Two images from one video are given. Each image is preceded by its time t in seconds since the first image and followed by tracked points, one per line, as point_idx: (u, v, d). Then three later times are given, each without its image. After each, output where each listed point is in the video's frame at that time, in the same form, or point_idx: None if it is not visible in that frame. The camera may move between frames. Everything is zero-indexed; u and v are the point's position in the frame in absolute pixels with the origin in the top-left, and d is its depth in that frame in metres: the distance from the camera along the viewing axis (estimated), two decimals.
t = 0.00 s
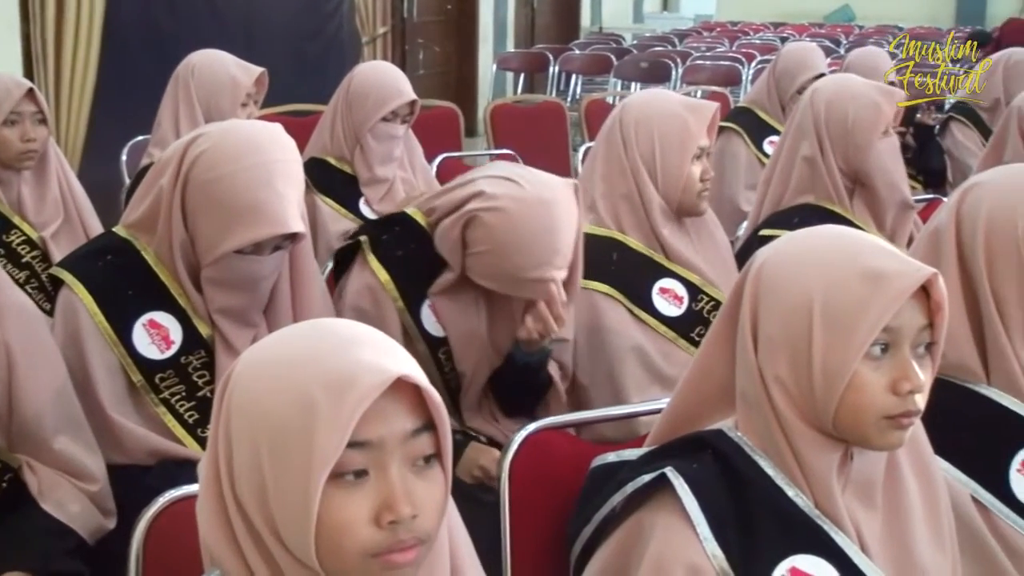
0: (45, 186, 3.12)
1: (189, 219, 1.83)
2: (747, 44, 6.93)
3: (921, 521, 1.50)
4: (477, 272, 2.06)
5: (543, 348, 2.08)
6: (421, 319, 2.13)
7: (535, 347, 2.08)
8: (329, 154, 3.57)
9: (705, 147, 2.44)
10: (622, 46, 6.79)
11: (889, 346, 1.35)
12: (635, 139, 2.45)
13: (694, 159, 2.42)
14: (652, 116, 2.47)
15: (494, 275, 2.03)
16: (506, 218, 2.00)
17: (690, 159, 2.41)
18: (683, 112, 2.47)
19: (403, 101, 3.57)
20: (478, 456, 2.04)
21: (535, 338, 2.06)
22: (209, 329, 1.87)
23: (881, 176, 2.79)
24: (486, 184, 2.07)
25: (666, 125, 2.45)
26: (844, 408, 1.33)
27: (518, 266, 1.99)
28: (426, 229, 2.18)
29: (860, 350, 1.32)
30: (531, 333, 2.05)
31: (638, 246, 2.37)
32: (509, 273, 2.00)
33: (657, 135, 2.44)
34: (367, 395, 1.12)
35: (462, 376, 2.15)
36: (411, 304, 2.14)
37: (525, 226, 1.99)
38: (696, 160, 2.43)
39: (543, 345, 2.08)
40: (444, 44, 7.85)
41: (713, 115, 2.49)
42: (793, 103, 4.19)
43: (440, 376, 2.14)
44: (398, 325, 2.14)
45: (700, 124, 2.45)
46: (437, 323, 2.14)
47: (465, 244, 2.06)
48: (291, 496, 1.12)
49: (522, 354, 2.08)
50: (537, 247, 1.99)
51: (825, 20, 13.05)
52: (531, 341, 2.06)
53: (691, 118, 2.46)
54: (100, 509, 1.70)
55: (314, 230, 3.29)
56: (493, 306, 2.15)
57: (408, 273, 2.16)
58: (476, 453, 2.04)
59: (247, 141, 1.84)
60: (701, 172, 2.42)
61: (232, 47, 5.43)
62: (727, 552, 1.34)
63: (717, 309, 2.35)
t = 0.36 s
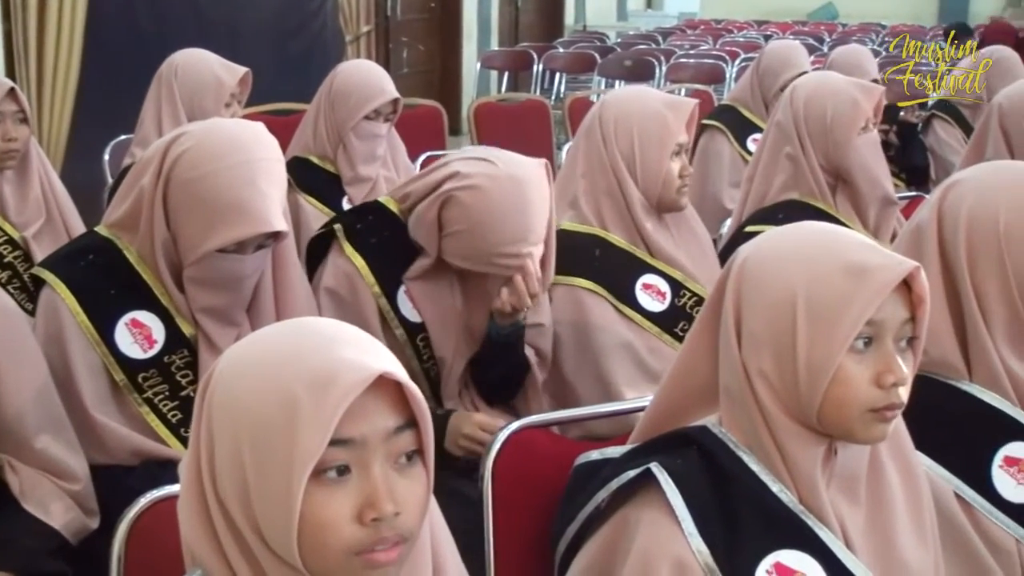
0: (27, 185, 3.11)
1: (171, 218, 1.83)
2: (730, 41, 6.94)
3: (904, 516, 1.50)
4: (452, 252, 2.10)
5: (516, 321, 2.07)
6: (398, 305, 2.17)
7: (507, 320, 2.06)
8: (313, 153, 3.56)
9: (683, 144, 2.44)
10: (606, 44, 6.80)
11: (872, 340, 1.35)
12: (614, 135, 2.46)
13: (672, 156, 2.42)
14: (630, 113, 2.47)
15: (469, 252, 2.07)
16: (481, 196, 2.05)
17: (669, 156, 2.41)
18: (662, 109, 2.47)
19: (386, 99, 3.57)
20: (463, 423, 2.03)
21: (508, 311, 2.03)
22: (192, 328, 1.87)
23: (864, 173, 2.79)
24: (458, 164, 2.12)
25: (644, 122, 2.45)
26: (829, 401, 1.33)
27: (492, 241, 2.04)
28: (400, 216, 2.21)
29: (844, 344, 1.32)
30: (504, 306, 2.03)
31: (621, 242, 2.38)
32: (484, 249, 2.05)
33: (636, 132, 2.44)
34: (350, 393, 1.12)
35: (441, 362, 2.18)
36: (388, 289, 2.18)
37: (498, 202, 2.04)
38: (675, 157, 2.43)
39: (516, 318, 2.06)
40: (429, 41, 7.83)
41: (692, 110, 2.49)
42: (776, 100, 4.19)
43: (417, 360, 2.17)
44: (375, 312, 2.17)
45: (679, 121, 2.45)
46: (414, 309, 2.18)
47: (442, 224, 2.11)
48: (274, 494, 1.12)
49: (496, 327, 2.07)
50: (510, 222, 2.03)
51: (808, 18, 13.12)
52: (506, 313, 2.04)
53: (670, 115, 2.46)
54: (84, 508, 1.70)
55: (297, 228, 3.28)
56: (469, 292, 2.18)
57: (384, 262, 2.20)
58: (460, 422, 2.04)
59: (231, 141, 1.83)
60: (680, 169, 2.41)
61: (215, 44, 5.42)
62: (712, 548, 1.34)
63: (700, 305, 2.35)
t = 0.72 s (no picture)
0: (15, 185, 3.11)
1: (159, 218, 1.82)
2: (720, 40, 6.94)
3: (891, 513, 1.50)
4: (445, 244, 2.11)
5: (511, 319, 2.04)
6: (390, 305, 2.16)
7: (503, 317, 2.03)
8: (302, 152, 3.56)
9: (672, 139, 2.46)
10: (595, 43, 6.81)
11: (857, 331, 1.35)
12: (603, 132, 2.47)
13: (661, 153, 2.44)
14: (619, 110, 2.48)
15: (462, 243, 2.08)
16: (473, 184, 2.06)
17: (658, 153, 2.43)
18: (651, 105, 2.48)
19: (375, 98, 3.57)
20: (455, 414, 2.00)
21: (508, 308, 1.99)
22: (180, 328, 1.86)
23: (852, 170, 2.80)
24: (446, 156, 2.14)
25: (633, 118, 2.46)
26: (815, 394, 1.33)
27: (486, 229, 2.04)
28: (389, 214, 2.21)
29: (830, 337, 1.32)
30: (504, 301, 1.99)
31: (616, 241, 2.38)
32: (478, 238, 2.05)
33: (625, 129, 2.45)
34: (337, 389, 1.12)
35: (432, 362, 2.17)
36: (380, 290, 2.17)
37: (491, 189, 2.06)
38: (664, 153, 2.45)
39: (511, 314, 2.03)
40: (419, 41, 7.82)
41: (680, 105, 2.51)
42: (765, 98, 4.20)
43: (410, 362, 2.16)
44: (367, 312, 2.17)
45: (667, 116, 2.47)
46: (406, 310, 2.17)
47: (433, 218, 2.11)
48: (261, 492, 1.12)
49: (494, 329, 2.05)
50: (503, 210, 2.05)
51: (797, 16, 13.18)
52: (503, 311, 2.00)
53: (658, 111, 2.47)
54: (73, 507, 1.69)
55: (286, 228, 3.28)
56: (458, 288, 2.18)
57: (374, 261, 2.20)
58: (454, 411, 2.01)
59: (218, 141, 1.83)
60: (669, 165, 2.43)
61: (204, 43, 5.41)
62: (696, 544, 1.34)
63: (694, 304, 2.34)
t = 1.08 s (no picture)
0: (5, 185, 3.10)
1: (148, 217, 1.82)
2: (710, 37, 6.95)
3: (877, 509, 1.50)
4: (432, 248, 2.12)
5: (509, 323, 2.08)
6: (378, 302, 2.18)
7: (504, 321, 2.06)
8: (293, 151, 3.55)
9: (656, 137, 2.45)
10: (587, 40, 6.81)
11: (842, 322, 1.36)
12: (587, 130, 2.47)
13: (645, 151, 2.43)
14: (603, 109, 2.48)
15: (447, 247, 2.09)
16: (455, 188, 2.07)
17: (641, 151, 2.42)
18: (636, 103, 2.48)
19: (366, 96, 3.57)
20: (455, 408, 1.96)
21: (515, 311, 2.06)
22: (170, 327, 1.87)
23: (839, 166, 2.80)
24: (430, 160, 2.14)
25: (617, 117, 2.46)
26: (804, 390, 1.33)
27: (469, 233, 2.05)
28: (378, 213, 2.22)
29: (817, 331, 1.32)
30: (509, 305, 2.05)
31: (608, 239, 2.37)
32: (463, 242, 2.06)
33: (608, 128, 2.45)
34: (325, 384, 1.12)
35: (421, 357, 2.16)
36: (368, 286, 2.19)
37: (473, 194, 2.06)
38: (649, 152, 2.44)
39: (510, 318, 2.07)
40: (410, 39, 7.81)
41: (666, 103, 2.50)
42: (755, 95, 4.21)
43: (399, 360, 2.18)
44: (354, 308, 2.18)
45: (650, 115, 2.46)
46: (393, 306, 2.19)
47: (418, 221, 2.12)
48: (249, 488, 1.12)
49: (496, 333, 2.04)
50: (486, 213, 2.05)
51: (788, 13, 13.21)
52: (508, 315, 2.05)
53: (642, 109, 2.47)
54: (64, 506, 1.69)
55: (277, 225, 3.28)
56: (442, 288, 2.16)
57: (363, 257, 2.21)
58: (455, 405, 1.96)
59: (207, 140, 1.83)
60: (654, 163, 2.43)
61: (194, 41, 5.40)
62: (681, 540, 1.34)
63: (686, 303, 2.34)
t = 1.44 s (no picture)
0: None
1: (137, 213, 1.83)
2: (701, 32, 6.95)
3: (864, 504, 1.50)
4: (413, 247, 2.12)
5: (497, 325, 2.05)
6: (370, 292, 2.18)
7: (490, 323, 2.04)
8: (283, 148, 3.55)
9: (643, 132, 2.45)
10: (578, 37, 6.82)
11: (827, 317, 1.36)
12: (575, 125, 2.48)
13: (633, 147, 2.43)
14: (590, 106, 2.48)
15: (427, 245, 2.09)
16: (435, 186, 2.07)
17: (628, 147, 2.42)
18: (622, 97, 2.48)
19: (356, 94, 3.57)
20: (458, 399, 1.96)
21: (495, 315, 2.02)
22: (159, 325, 1.87)
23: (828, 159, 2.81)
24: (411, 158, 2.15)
25: (603, 114, 2.46)
26: (789, 385, 1.33)
27: (449, 231, 2.06)
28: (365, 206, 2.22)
29: (802, 324, 1.32)
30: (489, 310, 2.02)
31: (599, 228, 2.38)
32: (442, 240, 2.07)
33: (595, 126, 2.45)
34: (310, 357, 1.12)
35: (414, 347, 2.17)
36: (360, 280, 2.19)
37: (452, 192, 2.06)
38: (637, 147, 2.44)
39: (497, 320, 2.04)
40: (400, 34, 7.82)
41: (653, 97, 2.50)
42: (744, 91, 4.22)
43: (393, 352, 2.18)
44: (348, 301, 2.17)
45: (636, 109, 2.46)
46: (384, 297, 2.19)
47: (399, 219, 2.13)
48: (239, 470, 1.12)
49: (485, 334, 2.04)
50: (464, 211, 2.06)
51: (779, 9, 13.23)
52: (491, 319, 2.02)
53: (629, 103, 2.47)
54: (54, 504, 1.69)
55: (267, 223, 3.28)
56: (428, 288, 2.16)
57: (353, 252, 2.21)
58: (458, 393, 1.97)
59: (194, 136, 1.83)
60: (642, 157, 2.43)
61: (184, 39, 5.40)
62: (668, 536, 1.34)
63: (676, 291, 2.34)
